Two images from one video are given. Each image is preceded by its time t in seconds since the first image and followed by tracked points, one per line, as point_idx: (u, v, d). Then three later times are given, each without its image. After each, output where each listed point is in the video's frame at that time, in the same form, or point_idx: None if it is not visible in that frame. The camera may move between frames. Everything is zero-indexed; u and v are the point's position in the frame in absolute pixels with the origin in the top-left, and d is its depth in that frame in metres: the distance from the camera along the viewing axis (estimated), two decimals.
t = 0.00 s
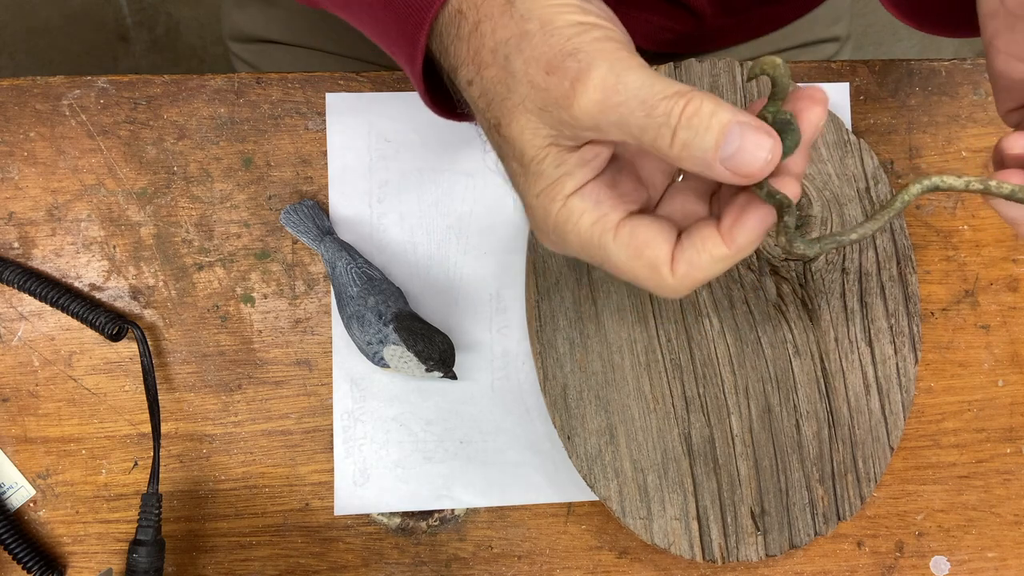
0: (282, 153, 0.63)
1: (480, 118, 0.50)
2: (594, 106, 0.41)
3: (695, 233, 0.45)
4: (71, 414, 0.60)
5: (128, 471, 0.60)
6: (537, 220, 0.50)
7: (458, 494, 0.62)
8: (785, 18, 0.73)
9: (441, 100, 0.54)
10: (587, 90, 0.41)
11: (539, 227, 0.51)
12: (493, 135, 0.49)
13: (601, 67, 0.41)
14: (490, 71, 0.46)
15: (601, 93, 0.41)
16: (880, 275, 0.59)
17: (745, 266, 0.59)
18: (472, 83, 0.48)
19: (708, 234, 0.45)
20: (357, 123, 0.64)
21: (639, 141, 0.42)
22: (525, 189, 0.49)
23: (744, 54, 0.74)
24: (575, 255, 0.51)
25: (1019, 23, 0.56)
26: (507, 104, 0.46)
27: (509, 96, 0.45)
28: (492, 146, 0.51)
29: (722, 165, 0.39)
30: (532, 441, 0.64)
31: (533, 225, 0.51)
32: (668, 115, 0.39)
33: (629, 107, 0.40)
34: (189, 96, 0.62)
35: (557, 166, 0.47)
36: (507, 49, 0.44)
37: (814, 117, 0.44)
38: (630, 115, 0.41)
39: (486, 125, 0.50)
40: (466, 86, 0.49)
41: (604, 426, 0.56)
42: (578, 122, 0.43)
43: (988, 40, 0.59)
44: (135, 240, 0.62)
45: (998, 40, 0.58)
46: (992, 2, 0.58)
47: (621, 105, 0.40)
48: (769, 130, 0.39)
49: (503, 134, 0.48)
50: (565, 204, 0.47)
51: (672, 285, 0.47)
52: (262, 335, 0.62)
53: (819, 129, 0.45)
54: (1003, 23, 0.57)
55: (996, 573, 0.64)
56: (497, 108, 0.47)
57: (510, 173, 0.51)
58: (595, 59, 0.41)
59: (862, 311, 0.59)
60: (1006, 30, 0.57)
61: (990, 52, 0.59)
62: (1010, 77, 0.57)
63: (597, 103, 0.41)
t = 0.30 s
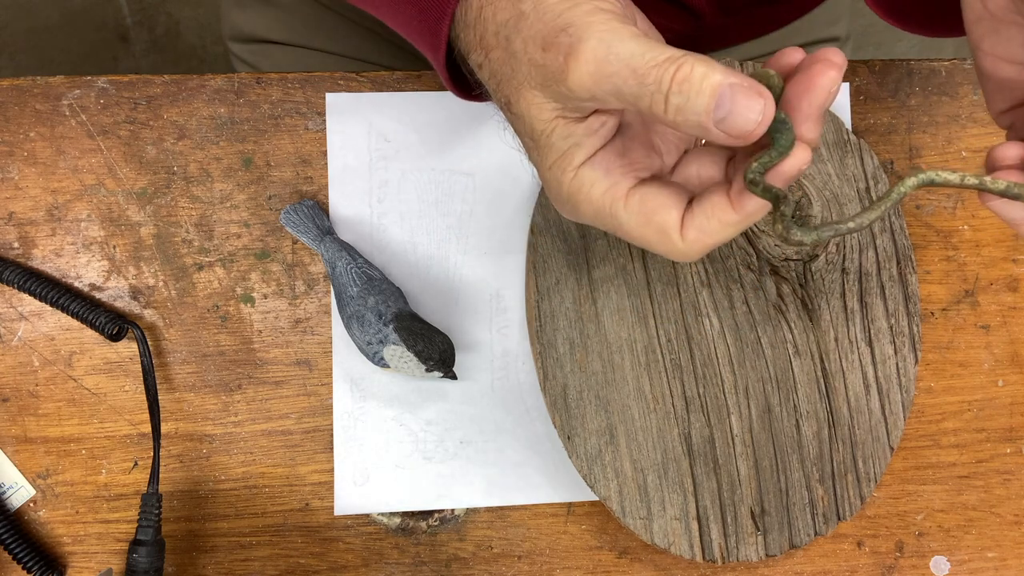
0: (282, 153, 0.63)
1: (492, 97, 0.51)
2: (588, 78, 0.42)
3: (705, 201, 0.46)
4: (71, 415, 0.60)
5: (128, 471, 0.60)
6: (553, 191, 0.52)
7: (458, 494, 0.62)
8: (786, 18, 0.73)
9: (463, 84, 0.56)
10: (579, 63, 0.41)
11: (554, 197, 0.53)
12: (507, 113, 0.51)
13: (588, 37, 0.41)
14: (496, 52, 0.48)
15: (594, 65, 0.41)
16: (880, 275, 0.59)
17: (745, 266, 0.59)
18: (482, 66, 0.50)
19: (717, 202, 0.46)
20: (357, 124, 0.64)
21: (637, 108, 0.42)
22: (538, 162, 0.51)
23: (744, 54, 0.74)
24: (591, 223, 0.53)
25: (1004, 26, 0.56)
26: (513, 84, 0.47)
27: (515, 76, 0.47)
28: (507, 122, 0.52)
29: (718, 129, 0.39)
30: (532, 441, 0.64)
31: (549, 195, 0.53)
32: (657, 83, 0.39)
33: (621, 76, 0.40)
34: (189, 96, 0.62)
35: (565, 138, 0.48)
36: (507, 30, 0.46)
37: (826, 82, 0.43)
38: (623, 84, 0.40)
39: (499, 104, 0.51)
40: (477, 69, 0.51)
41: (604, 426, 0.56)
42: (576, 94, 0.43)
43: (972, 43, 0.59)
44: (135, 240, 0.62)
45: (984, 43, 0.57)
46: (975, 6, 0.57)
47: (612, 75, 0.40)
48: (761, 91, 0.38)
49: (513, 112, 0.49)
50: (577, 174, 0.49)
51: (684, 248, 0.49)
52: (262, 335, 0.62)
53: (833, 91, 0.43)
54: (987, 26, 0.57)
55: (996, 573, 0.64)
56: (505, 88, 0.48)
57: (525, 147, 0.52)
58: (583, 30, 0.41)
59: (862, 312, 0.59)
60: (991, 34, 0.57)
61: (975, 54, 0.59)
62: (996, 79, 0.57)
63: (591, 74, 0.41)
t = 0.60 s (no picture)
0: (282, 153, 0.63)
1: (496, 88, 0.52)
2: (603, 52, 0.42)
3: (705, 174, 0.44)
4: (71, 415, 0.60)
5: (128, 471, 0.60)
6: (558, 178, 0.51)
7: (458, 494, 0.62)
8: (786, 18, 0.73)
9: (465, 79, 0.56)
10: (593, 39, 0.42)
11: (559, 185, 0.52)
12: (511, 103, 0.51)
13: (602, 12, 0.42)
14: (503, 41, 0.48)
15: (607, 40, 0.41)
16: (880, 275, 0.59)
17: (744, 266, 0.59)
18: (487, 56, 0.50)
19: (718, 172, 0.43)
20: (357, 124, 0.64)
21: (653, 82, 0.42)
22: (543, 149, 0.51)
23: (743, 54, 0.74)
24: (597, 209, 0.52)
25: (987, 33, 0.54)
26: (521, 69, 0.47)
27: (524, 62, 0.47)
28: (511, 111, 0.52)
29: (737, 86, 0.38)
30: (532, 441, 0.64)
31: (554, 183, 0.53)
32: (674, 48, 0.39)
33: (637, 48, 0.40)
34: (189, 96, 0.62)
35: (571, 123, 0.48)
36: (516, 17, 0.46)
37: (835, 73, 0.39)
38: (638, 55, 0.41)
39: (504, 95, 0.51)
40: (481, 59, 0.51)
41: (604, 426, 0.56)
42: (587, 71, 0.43)
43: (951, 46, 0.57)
44: (135, 240, 0.62)
45: (964, 49, 0.55)
46: (962, 8, 0.55)
47: (628, 46, 0.41)
48: (776, 46, 0.38)
49: (520, 99, 0.49)
50: (581, 159, 0.49)
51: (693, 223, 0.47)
52: (262, 335, 0.62)
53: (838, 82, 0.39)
54: (971, 32, 0.55)
55: (996, 573, 0.63)
56: (512, 76, 0.48)
57: (529, 135, 0.52)
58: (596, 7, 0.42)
59: (862, 312, 0.59)
60: (973, 40, 0.55)
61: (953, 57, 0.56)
62: (970, 86, 0.56)
63: (604, 50, 0.42)
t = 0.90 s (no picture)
0: (282, 153, 0.63)
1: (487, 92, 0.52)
2: (592, 62, 0.42)
3: (696, 175, 0.44)
4: (71, 414, 0.60)
5: (128, 471, 0.60)
6: (548, 181, 0.52)
7: (458, 495, 0.62)
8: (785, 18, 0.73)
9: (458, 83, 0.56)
10: (583, 48, 0.42)
11: (549, 188, 0.52)
12: (501, 107, 0.51)
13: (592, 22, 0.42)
14: (495, 45, 0.48)
15: (596, 50, 0.41)
16: (880, 275, 0.59)
17: (744, 266, 0.59)
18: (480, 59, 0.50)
19: (709, 172, 0.43)
20: (357, 124, 0.64)
21: (638, 95, 0.42)
22: (534, 153, 0.51)
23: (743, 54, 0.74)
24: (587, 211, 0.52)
25: (993, 42, 0.54)
26: (511, 74, 0.47)
27: (514, 68, 0.47)
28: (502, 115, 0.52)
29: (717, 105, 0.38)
30: (532, 441, 0.64)
31: (544, 185, 0.53)
32: (662, 64, 0.39)
33: (625, 60, 0.40)
34: (189, 96, 0.62)
35: (560, 127, 0.48)
36: (508, 23, 0.46)
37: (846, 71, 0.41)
38: (625, 68, 0.41)
39: (495, 100, 0.51)
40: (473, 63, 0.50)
41: (604, 426, 0.56)
42: (576, 78, 0.43)
43: (958, 52, 0.57)
44: (135, 240, 0.62)
45: (970, 56, 0.55)
46: (969, 15, 0.54)
47: (616, 60, 0.41)
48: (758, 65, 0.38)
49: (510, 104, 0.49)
50: (571, 163, 0.49)
51: (685, 225, 0.47)
52: (262, 335, 0.62)
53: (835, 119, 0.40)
54: (977, 40, 0.54)
55: (996, 573, 0.63)
56: (503, 80, 0.48)
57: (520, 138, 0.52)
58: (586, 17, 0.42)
59: (862, 312, 0.59)
60: (979, 48, 0.54)
61: (958, 64, 0.56)
62: (974, 93, 0.56)
63: (593, 60, 0.42)
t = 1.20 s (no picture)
0: (282, 153, 0.63)
1: (456, 45, 0.47)
2: (594, 35, 0.41)
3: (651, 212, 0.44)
4: (71, 414, 0.60)
5: (128, 471, 0.60)
6: (494, 152, 0.47)
7: (458, 495, 0.62)
8: (786, 18, 0.73)
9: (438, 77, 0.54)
10: (591, 18, 0.41)
11: (492, 161, 0.48)
12: (467, 64, 0.47)
13: None
14: None
15: (602, 25, 0.41)
16: (880, 275, 0.59)
17: (744, 266, 0.59)
18: (466, 9, 0.46)
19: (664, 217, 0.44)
20: (357, 124, 0.64)
21: (620, 87, 0.42)
22: (490, 118, 0.46)
23: (742, 55, 0.74)
24: (523, 203, 0.49)
25: (993, 58, 0.52)
26: (502, 25, 0.44)
27: (508, 20, 0.43)
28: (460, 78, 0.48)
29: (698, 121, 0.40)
30: (532, 441, 0.64)
31: (487, 158, 0.48)
32: (660, 59, 0.40)
33: (627, 44, 0.40)
34: (189, 96, 0.62)
35: (532, 101, 0.45)
36: None
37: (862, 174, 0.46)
38: (625, 53, 0.41)
39: (467, 50, 0.47)
40: (456, 13, 0.46)
41: (604, 426, 0.56)
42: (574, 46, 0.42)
43: (964, 67, 0.55)
44: (135, 240, 0.62)
45: (975, 74, 0.53)
46: (968, 35, 0.53)
47: (620, 41, 0.41)
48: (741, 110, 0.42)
49: (485, 60, 0.45)
50: (533, 140, 0.46)
51: (615, 250, 0.46)
52: (262, 335, 0.62)
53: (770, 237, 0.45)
54: (978, 57, 0.53)
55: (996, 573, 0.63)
56: (489, 31, 0.44)
57: (471, 103, 0.48)
58: None
59: (862, 311, 0.59)
60: (981, 65, 0.53)
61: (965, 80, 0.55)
62: (984, 110, 0.54)
63: (595, 36, 0.41)
